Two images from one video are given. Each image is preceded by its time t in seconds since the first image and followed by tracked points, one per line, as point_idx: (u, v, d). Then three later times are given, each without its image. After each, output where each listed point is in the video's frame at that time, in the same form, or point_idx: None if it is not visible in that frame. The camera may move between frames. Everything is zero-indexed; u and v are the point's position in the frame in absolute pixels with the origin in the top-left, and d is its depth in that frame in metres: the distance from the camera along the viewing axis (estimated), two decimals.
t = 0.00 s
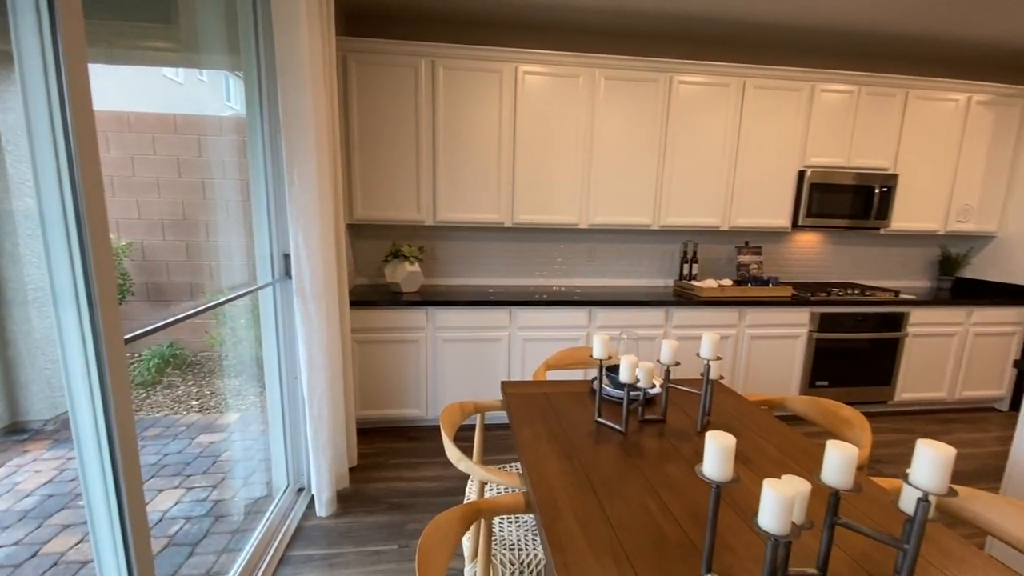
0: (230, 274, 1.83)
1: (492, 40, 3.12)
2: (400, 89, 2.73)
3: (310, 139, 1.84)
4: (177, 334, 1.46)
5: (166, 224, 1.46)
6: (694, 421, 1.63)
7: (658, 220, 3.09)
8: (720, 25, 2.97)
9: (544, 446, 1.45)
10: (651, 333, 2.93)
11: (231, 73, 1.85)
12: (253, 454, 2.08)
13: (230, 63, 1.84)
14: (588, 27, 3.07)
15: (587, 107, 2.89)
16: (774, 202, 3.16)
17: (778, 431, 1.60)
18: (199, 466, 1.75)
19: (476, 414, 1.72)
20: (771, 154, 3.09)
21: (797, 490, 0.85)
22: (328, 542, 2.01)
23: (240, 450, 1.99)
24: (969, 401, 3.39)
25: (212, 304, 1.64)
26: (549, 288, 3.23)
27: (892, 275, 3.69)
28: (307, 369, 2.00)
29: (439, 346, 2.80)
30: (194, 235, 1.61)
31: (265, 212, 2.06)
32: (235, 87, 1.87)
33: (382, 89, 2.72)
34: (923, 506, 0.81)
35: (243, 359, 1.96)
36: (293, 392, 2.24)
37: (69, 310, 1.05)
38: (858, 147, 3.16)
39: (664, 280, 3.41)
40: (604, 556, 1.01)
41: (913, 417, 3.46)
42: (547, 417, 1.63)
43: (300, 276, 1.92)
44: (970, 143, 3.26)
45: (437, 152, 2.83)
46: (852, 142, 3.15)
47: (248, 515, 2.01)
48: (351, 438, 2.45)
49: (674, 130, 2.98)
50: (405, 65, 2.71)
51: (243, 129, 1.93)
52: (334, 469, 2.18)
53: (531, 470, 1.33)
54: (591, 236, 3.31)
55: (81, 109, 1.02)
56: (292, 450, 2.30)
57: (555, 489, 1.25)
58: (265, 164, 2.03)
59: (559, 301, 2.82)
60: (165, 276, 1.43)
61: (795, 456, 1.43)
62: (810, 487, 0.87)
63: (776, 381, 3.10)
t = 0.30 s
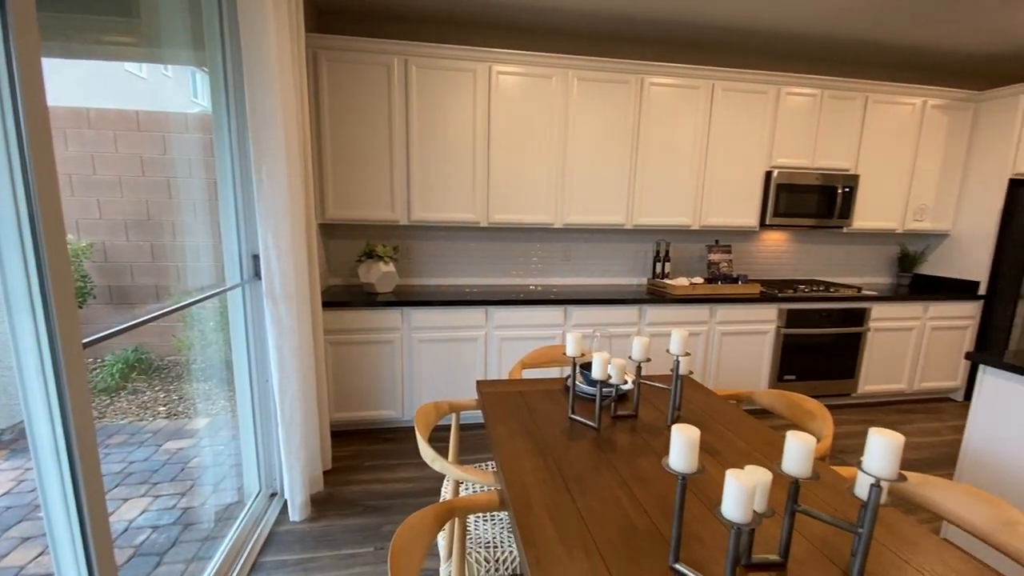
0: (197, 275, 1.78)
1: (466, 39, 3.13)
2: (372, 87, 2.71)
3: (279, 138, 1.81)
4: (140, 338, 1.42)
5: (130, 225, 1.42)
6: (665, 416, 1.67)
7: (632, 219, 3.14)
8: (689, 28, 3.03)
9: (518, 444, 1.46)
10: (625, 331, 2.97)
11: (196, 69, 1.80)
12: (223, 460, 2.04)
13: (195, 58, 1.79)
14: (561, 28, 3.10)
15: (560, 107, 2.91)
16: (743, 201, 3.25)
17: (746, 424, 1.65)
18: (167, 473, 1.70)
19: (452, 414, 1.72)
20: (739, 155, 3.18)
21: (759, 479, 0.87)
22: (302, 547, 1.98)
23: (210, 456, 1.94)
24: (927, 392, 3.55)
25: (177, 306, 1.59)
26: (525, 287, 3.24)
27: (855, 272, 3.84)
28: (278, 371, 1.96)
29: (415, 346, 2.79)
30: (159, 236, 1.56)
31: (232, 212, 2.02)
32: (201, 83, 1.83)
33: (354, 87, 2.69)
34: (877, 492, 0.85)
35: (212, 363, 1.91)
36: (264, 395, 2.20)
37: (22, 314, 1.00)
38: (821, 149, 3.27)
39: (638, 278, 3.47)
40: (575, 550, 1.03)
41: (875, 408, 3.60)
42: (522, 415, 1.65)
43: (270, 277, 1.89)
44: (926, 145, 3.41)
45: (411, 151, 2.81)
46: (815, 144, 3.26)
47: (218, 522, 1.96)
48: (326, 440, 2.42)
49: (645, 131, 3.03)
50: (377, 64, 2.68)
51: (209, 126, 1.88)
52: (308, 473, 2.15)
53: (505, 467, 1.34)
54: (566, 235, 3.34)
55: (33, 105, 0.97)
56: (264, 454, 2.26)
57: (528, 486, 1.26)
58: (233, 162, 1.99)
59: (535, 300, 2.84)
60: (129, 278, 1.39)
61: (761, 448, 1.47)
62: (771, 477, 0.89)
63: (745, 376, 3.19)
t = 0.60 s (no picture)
0: (162, 276, 1.73)
1: (441, 37, 3.13)
2: (344, 84, 2.67)
3: (246, 135, 1.77)
4: (101, 341, 1.37)
5: (90, 224, 1.37)
6: (637, 410, 1.70)
7: (606, 218, 3.18)
8: (660, 29, 3.09)
9: (492, 442, 1.47)
10: (599, 328, 3.01)
11: (159, 63, 1.75)
12: (191, 466, 1.98)
13: (158, 52, 1.74)
14: (534, 27, 3.12)
15: (534, 107, 2.93)
16: (713, 200, 3.32)
17: (714, 416, 1.69)
18: (132, 481, 1.64)
19: (426, 414, 1.72)
20: (708, 155, 3.25)
21: (722, 469, 0.90)
22: (274, 552, 1.94)
23: (177, 462, 1.89)
24: (888, 384, 3.69)
25: (141, 308, 1.55)
26: (500, 285, 3.25)
27: (821, 269, 3.97)
28: (248, 373, 1.92)
29: (389, 346, 2.76)
30: (121, 236, 1.51)
31: (198, 210, 1.97)
32: (164, 78, 1.78)
33: (325, 84, 2.66)
34: (833, 477, 0.88)
35: (179, 366, 1.86)
36: (234, 398, 2.15)
37: None
38: (788, 150, 3.37)
39: (612, 276, 3.51)
40: (545, 544, 1.04)
41: (841, 400, 3.73)
42: (496, 413, 1.65)
43: (238, 277, 1.85)
44: (885, 147, 3.54)
45: (384, 150, 2.79)
46: (782, 145, 3.35)
47: (186, 530, 1.91)
48: (298, 443, 2.38)
49: (618, 131, 3.07)
50: (349, 60, 2.65)
51: (172, 122, 1.83)
52: (280, 476, 2.11)
53: (478, 465, 1.35)
54: (541, 234, 3.36)
55: None
56: (234, 458, 2.22)
57: (501, 482, 1.27)
58: (198, 160, 1.94)
59: (510, 298, 2.85)
60: (90, 279, 1.34)
61: (728, 440, 1.51)
62: (735, 466, 0.92)
63: (717, 371, 3.27)
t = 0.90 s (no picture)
0: (125, 278, 1.68)
1: (414, 35, 3.12)
2: (315, 81, 2.63)
3: (213, 133, 1.73)
4: (60, 346, 1.32)
5: (49, 224, 1.31)
6: (611, 407, 1.72)
7: (581, 218, 3.21)
8: (632, 30, 3.14)
9: (467, 441, 1.47)
10: (575, 326, 3.04)
11: (121, 57, 1.70)
12: (157, 474, 1.92)
13: (120, 46, 1.69)
14: (508, 27, 3.13)
15: (509, 108, 2.94)
16: (685, 200, 3.39)
17: (685, 412, 1.73)
18: (95, 490, 1.58)
19: (401, 414, 1.70)
20: (680, 155, 3.31)
21: (690, 462, 0.92)
22: (246, 559, 1.90)
23: (142, 470, 1.83)
24: (853, 377, 3.83)
25: (103, 312, 1.49)
26: (477, 285, 3.25)
27: (788, 267, 4.09)
28: (218, 377, 1.87)
29: (365, 347, 2.73)
30: (82, 236, 1.46)
31: (163, 210, 1.92)
32: (126, 73, 1.72)
33: (296, 81, 2.61)
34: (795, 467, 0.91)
35: (144, 370, 1.80)
36: (203, 402, 2.10)
37: None
38: (756, 151, 3.46)
39: (588, 275, 3.55)
40: (520, 541, 1.04)
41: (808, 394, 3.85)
42: (471, 412, 1.66)
43: (206, 278, 1.80)
44: (848, 148, 3.67)
45: (357, 149, 2.76)
46: (751, 146, 3.44)
47: (153, 539, 1.86)
48: (271, 447, 2.34)
49: (592, 132, 3.11)
50: (320, 57, 2.61)
51: (135, 118, 1.78)
52: (251, 482, 2.07)
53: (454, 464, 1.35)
54: (517, 234, 3.37)
55: None
56: (204, 464, 2.17)
57: (476, 481, 1.27)
58: (163, 158, 1.89)
59: (487, 298, 2.85)
60: (49, 281, 1.28)
61: (698, 434, 1.55)
62: (703, 458, 0.94)
63: (690, 367, 3.33)
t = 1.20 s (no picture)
0: (86, 280, 1.60)
1: (389, 33, 3.09)
2: (286, 77, 2.57)
3: (179, 130, 1.67)
4: (18, 352, 1.25)
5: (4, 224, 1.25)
6: (590, 404, 1.74)
7: (558, 217, 3.23)
8: (607, 31, 3.17)
9: (446, 442, 1.46)
10: (553, 325, 3.05)
11: (80, 50, 1.62)
12: (123, 483, 1.85)
13: (79, 39, 1.62)
14: (484, 26, 3.12)
15: (485, 108, 2.93)
16: (659, 200, 3.45)
17: (662, 408, 1.75)
18: (57, 502, 1.51)
19: (379, 417, 1.68)
20: (655, 156, 3.36)
21: (667, 458, 0.93)
22: (219, 568, 1.84)
23: (107, 480, 1.75)
24: (821, 371, 3.96)
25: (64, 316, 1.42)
26: (454, 284, 3.23)
27: (759, 265, 4.20)
28: (187, 382, 1.81)
29: (341, 349, 2.69)
30: (39, 237, 1.39)
31: (127, 209, 1.85)
32: (86, 67, 1.65)
33: (266, 77, 2.54)
34: (769, 460, 0.93)
35: (108, 376, 1.73)
36: (171, 407, 2.04)
37: None
38: (728, 151, 3.54)
39: (565, 274, 3.57)
40: (500, 541, 1.04)
41: (779, 389, 3.97)
42: (450, 413, 1.65)
43: (173, 280, 1.74)
44: (815, 150, 3.79)
45: (331, 147, 2.71)
46: (723, 147, 3.52)
47: (119, 551, 1.78)
48: (244, 452, 2.28)
49: (568, 132, 3.13)
50: (291, 53, 2.55)
51: (95, 114, 1.70)
52: (224, 489, 2.01)
53: (433, 465, 1.34)
54: (494, 233, 3.36)
55: None
56: (173, 472, 2.10)
57: (456, 482, 1.26)
58: (126, 156, 1.83)
59: (465, 298, 2.84)
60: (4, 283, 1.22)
61: (675, 430, 1.58)
62: (679, 454, 0.95)
63: (666, 364, 3.39)
